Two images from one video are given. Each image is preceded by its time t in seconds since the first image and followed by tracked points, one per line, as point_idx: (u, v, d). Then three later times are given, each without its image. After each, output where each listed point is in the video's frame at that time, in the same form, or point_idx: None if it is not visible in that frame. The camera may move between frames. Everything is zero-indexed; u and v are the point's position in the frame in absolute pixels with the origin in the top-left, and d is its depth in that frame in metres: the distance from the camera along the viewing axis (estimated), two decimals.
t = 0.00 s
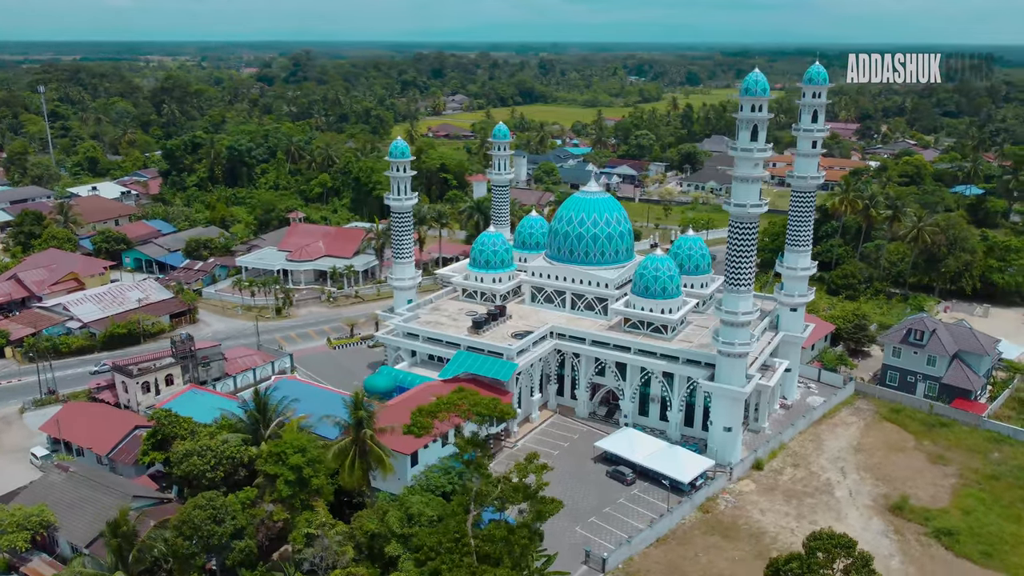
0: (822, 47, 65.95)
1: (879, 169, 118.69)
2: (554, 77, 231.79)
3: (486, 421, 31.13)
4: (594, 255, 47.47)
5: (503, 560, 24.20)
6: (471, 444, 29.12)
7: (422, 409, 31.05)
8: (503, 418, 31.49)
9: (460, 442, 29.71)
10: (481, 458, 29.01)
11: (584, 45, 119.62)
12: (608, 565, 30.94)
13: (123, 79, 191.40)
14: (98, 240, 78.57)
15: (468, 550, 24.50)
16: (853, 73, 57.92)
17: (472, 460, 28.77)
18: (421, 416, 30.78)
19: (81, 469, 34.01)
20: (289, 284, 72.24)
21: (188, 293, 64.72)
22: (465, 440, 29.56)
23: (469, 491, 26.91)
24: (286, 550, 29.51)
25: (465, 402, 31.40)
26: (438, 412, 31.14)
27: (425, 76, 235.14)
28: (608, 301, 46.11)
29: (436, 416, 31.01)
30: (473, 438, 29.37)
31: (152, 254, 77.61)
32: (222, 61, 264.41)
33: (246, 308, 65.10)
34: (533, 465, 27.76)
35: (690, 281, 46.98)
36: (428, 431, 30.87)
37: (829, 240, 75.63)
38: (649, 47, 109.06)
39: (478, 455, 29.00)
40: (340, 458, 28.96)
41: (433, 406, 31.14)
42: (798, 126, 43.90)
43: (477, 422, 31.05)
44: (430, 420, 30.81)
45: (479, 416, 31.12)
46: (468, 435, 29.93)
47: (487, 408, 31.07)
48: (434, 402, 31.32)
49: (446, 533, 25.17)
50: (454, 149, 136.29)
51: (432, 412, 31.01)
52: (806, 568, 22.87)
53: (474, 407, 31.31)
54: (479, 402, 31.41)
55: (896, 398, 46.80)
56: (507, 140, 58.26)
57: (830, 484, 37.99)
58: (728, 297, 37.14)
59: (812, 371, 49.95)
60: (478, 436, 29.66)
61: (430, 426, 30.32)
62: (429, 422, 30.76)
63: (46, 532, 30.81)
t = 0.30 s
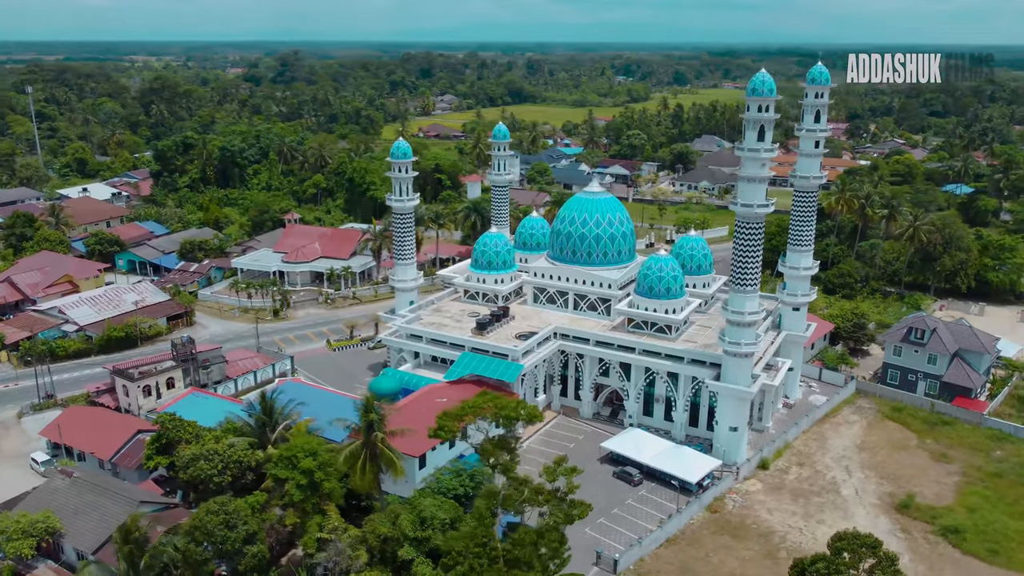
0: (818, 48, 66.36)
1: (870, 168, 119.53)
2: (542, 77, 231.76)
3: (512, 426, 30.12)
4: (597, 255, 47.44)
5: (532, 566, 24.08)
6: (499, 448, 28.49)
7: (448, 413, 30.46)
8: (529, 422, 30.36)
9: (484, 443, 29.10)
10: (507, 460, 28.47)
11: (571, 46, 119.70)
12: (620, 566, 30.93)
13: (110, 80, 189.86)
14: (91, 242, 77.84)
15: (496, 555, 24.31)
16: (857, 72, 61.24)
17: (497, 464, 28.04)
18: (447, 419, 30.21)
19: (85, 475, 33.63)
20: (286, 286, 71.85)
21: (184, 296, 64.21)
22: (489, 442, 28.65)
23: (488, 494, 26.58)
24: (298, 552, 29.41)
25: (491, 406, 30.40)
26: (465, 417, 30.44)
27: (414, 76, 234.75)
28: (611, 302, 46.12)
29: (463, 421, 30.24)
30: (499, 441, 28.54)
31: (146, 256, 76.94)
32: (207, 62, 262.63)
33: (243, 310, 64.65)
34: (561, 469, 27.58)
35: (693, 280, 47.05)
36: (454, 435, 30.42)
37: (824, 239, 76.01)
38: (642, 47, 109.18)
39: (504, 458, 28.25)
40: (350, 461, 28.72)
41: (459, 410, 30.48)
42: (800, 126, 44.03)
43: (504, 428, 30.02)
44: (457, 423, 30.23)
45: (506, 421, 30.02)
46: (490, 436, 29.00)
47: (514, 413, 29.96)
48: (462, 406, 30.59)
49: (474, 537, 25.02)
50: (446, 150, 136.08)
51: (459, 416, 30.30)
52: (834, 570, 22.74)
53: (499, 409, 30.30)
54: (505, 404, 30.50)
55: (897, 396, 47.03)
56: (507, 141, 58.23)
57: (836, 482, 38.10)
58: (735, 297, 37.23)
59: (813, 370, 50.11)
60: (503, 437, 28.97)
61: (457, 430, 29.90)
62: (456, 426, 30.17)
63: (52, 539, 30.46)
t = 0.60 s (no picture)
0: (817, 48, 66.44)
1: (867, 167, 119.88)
2: (534, 77, 231.58)
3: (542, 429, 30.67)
4: (603, 256, 47.38)
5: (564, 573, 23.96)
6: (529, 450, 28.41)
7: (478, 415, 31.28)
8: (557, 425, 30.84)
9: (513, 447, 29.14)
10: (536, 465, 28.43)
11: (564, 45, 119.60)
12: (634, 567, 30.83)
13: (102, 80, 188.42)
14: (88, 244, 77.27)
15: (527, 559, 24.28)
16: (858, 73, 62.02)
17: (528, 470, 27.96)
18: (477, 423, 31.07)
19: (94, 479, 33.32)
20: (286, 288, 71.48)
21: (185, 298, 63.80)
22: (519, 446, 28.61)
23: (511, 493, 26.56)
24: (311, 556, 29.16)
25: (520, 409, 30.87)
26: (494, 419, 31.21)
27: (407, 77, 233.98)
28: (618, 302, 46.06)
29: (492, 424, 31.07)
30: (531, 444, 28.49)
31: (144, 257, 76.36)
32: (197, 62, 260.79)
33: (244, 312, 64.25)
34: (596, 474, 27.82)
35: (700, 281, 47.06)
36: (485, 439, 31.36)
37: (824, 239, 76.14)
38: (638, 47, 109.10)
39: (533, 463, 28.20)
40: (365, 464, 28.51)
41: (488, 412, 31.30)
42: (807, 126, 44.01)
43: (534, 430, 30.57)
44: (488, 426, 31.12)
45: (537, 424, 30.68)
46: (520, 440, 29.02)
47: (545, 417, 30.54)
48: (490, 408, 31.31)
49: (502, 541, 24.97)
50: (441, 150, 135.59)
51: (488, 418, 31.15)
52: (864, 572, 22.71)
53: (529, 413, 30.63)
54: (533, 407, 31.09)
55: (902, 395, 47.13)
56: (510, 142, 58.13)
57: (846, 482, 38.14)
58: (745, 297, 37.30)
59: (818, 369, 50.17)
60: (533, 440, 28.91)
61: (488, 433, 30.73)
62: (486, 430, 31.05)
63: (61, 545, 30.16)
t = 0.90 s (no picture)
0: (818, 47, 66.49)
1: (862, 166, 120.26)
2: (528, 77, 231.43)
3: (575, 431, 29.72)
4: (609, 256, 47.31)
5: None
6: (563, 453, 28.25)
7: (510, 420, 31.36)
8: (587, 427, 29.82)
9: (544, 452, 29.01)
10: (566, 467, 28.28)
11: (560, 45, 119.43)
12: (650, 569, 30.68)
13: (93, 80, 187.07)
14: (86, 245, 76.70)
15: (560, 562, 24.19)
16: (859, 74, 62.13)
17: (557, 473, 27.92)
18: (511, 427, 31.19)
19: (102, 483, 33.03)
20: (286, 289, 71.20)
21: (186, 300, 63.43)
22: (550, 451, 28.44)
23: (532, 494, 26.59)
24: (326, 559, 28.99)
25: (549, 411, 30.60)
26: (526, 422, 31.01)
27: (399, 77, 233.50)
28: (625, 302, 46.03)
29: (522, 429, 31.11)
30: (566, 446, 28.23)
31: (142, 259, 75.85)
32: (187, 62, 259.07)
33: (245, 313, 63.96)
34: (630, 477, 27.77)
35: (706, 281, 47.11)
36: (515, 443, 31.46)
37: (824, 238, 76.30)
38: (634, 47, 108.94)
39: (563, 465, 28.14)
40: (380, 468, 28.45)
41: (519, 416, 31.17)
42: (814, 126, 44.06)
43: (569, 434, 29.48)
44: (521, 430, 31.09)
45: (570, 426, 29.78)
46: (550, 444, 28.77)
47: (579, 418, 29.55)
48: (519, 411, 31.36)
49: (533, 544, 24.81)
50: (438, 151, 135.20)
51: (518, 422, 31.19)
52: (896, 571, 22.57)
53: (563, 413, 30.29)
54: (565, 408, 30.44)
55: (908, 394, 47.26)
56: (513, 142, 58.01)
57: (856, 481, 38.18)
58: (754, 297, 37.20)
59: (823, 369, 50.26)
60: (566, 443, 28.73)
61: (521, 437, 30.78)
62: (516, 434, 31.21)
63: (72, 550, 29.91)
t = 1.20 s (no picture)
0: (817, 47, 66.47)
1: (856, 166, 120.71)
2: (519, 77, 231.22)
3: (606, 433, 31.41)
4: (614, 257, 47.30)
5: None
6: (594, 457, 28.24)
7: (539, 422, 31.89)
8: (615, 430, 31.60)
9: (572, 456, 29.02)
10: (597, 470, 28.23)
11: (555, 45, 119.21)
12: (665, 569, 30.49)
13: (83, 80, 185.52)
14: (82, 247, 76.07)
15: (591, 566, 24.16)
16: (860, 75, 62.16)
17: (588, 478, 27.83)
18: (540, 429, 31.68)
19: (110, 488, 32.69)
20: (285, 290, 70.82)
21: (185, 301, 62.94)
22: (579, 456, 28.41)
23: (553, 496, 26.85)
24: (338, 562, 28.79)
25: (583, 416, 31.66)
26: (554, 424, 31.61)
27: (391, 77, 232.86)
28: (630, 303, 46.03)
29: (554, 430, 31.53)
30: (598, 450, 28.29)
31: (139, 261, 75.26)
32: (175, 62, 256.88)
33: (245, 315, 63.58)
34: (665, 480, 28.54)
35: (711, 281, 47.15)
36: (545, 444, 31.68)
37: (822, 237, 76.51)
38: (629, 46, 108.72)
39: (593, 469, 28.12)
40: (393, 471, 28.35)
41: (549, 417, 31.78)
42: (819, 126, 44.10)
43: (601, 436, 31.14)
44: (548, 431, 31.54)
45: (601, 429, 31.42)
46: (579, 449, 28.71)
47: (611, 421, 31.31)
48: (551, 413, 31.88)
49: (565, 546, 24.84)
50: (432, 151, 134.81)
51: (551, 424, 31.62)
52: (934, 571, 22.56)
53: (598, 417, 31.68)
54: (599, 412, 31.78)
55: (912, 393, 47.36)
56: (515, 142, 57.97)
57: (864, 481, 38.25)
58: (764, 297, 37.40)
59: (826, 368, 50.38)
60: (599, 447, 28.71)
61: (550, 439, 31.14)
62: (547, 436, 31.56)
63: (81, 557, 29.56)
